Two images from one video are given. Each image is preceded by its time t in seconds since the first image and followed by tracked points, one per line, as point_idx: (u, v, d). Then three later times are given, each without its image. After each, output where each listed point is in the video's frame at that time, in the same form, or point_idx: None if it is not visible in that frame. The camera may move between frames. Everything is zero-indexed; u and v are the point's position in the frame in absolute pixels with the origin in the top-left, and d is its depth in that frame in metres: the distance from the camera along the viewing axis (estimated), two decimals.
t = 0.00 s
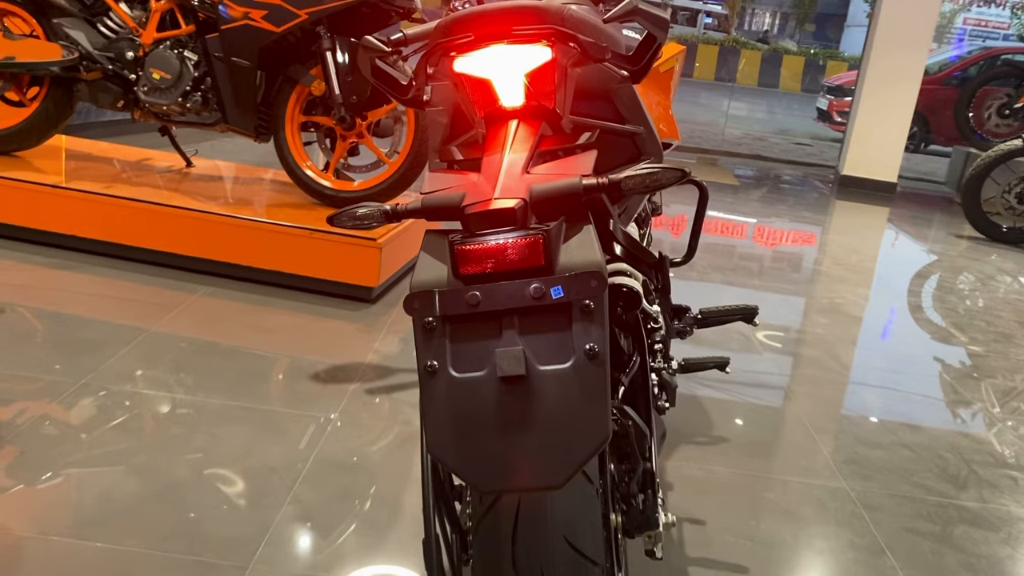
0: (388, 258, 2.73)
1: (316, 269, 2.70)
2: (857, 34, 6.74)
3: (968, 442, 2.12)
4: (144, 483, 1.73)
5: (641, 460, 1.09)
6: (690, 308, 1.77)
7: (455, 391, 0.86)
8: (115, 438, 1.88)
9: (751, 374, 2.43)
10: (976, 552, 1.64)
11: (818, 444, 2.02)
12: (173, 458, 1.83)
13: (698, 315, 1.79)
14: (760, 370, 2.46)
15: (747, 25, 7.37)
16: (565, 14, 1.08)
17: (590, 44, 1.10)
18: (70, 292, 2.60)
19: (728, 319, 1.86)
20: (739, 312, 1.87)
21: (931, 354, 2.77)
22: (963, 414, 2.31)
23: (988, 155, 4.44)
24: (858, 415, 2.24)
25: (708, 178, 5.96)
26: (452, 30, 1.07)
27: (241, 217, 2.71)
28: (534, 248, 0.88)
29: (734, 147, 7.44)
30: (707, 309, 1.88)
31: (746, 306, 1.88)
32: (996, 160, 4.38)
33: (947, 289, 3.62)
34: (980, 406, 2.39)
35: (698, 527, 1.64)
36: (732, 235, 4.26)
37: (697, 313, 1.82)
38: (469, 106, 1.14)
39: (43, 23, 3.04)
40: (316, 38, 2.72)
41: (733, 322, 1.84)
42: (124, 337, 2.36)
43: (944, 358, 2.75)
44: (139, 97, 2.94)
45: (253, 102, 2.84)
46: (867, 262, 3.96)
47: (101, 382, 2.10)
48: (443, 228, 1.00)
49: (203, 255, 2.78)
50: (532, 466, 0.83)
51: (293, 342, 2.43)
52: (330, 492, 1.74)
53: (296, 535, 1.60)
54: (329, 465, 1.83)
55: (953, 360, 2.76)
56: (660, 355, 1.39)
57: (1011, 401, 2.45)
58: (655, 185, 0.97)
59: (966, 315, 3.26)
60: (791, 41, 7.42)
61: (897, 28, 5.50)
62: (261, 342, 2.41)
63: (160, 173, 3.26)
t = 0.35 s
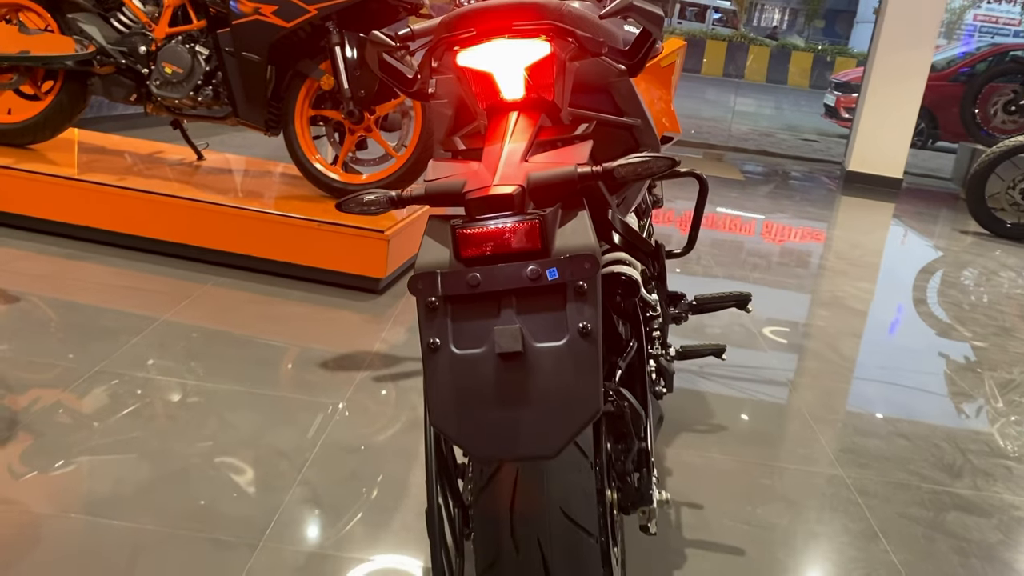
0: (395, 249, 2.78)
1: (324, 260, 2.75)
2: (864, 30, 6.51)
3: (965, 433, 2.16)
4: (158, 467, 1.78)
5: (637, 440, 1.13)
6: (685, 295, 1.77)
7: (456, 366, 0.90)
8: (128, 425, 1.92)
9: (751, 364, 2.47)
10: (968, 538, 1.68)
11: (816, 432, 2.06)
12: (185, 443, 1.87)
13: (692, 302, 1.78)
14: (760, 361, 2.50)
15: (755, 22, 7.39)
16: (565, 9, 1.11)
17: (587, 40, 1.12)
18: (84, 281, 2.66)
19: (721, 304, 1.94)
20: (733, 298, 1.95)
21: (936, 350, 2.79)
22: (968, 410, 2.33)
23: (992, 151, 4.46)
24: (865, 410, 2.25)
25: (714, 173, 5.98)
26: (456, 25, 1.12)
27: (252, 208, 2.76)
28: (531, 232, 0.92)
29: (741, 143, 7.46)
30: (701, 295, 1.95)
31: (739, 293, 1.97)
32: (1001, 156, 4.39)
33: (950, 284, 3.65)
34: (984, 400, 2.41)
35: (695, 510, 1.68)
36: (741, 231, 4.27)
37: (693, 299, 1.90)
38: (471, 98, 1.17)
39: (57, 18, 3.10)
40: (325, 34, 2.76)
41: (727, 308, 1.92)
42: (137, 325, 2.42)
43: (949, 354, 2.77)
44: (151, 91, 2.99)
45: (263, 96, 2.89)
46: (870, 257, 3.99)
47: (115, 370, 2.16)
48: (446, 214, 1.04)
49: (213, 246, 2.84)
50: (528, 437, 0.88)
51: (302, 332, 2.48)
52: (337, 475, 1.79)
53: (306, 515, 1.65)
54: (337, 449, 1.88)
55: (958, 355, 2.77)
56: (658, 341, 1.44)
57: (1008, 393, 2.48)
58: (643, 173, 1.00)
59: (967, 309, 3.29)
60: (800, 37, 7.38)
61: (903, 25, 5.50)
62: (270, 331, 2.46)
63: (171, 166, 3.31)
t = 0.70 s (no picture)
0: (398, 243, 2.81)
1: (328, 254, 2.78)
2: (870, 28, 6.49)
3: (961, 427, 2.18)
4: (163, 457, 1.81)
5: (628, 425, 1.16)
6: (677, 286, 1.79)
7: (449, 351, 0.93)
8: (135, 415, 1.96)
9: (750, 358, 2.49)
10: (961, 529, 1.70)
11: (813, 425, 2.09)
12: (191, 434, 1.91)
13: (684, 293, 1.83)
14: (760, 355, 2.53)
15: (763, 20, 7.37)
16: (557, 7, 1.14)
17: (580, 36, 1.17)
18: (93, 275, 2.70)
19: (713, 296, 1.97)
20: (724, 289, 1.99)
21: (940, 347, 2.80)
22: (971, 407, 2.34)
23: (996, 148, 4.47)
24: (869, 408, 2.26)
25: (719, 170, 5.99)
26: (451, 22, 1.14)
27: (257, 203, 2.79)
28: (521, 221, 0.95)
29: (746, 141, 7.47)
30: (694, 286, 1.99)
31: (730, 284, 2.01)
32: (1004, 153, 4.41)
33: (952, 281, 3.66)
34: (986, 396, 2.42)
35: (690, 500, 1.71)
36: (747, 230, 4.27)
37: (685, 290, 1.93)
38: (467, 93, 1.21)
39: (67, 15, 3.13)
40: (330, 31, 2.79)
41: (718, 298, 1.95)
42: (144, 318, 2.46)
43: (953, 351, 2.78)
44: (158, 87, 3.03)
45: (269, 92, 2.93)
46: (873, 254, 4.00)
47: (123, 362, 2.19)
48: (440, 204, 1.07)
49: (219, 240, 2.87)
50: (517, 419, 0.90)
51: (306, 324, 2.51)
52: (339, 464, 1.82)
53: (309, 502, 1.68)
54: (339, 439, 1.92)
55: (961, 353, 2.78)
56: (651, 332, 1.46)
57: (1006, 388, 2.50)
58: (631, 164, 1.03)
59: (969, 306, 3.30)
60: (807, 35, 7.40)
61: (908, 22, 5.50)
62: (275, 324, 2.50)
63: (178, 162, 3.35)
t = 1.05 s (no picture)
0: (403, 241, 2.82)
1: (333, 251, 2.79)
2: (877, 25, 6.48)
3: (965, 426, 2.17)
4: (168, 452, 1.82)
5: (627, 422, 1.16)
6: (677, 284, 1.79)
7: (447, 347, 0.94)
8: (141, 412, 1.97)
9: (754, 356, 2.49)
10: (964, 529, 1.69)
11: (816, 423, 2.08)
12: (196, 430, 1.92)
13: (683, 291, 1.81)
14: (763, 353, 2.53)
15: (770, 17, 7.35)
16: (556, 6, 1.14)
17: (577, 33, 1.18)
18: (99, 272, 2.72)
19: (713, 294, 1.97)
20: (724, 287, 1.99)
21: (947, 346, 2.79)
22: (978, 406, 2.33)
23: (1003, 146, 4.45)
24: (875, 406, 2.25)
25: (725, 168, 5.98)
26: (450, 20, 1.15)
27: (262, 201, 2.80)
28: (519, 220, 0.96)
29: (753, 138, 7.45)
30: (693, 285, 1.98)
31: (730, 283, 2.01)
32: (1010, 152, 4.39)
33: (959, 280, 3.64)
34: (992, 396, 2.41)
35: (692, 498, 1.71)
36: (753, 227, 4.27)
37: (685, 288, 1.93)
38: (467, 91, 1.21)
39: (74, 13, 3.15)
40: (335, 28, 2.80)
41: (717, 296, 1.95)
42: (150, 314, 2.47)
43: (960, 351, 2.77)
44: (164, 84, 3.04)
45: (274, 90, 2.94)
46: (879, 252, 3.99)
47: (128, 358, 2.21)
48: (439, 202, 1.07)
49: (225, 237, 2.89)
50: (514, 415, 0.91)
51: (310, 321, 2.52)
52: (343, 460, 1.83)
53: (313, 498, 1.69)
54: (343, 435, 1.93)
55: (968, 352, 2.77)
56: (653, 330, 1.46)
57: (1011, 387, 2.49)
58: (629, 163, 1.03)
59: (975, 305, 3.28)
60: (815, 32, 7.40)
61: (915, 19, 5.47)
62: (280, 320, 2.51)
63: (185, 159, 3.37)
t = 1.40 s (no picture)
0: (408, 243, 2.80)
1: (338, 254, 2.77)
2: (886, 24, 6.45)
3: (978, 432, 2.14)
4: (171, 457, 1.81)
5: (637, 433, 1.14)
6: (688, 292, 1.77)
7: (452, 360, 0.92)
8: (145, 416, 1.95)
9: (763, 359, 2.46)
10: (977, 538, 1.66)
11: (826, 429, 2.05)
12: (200, 433, 1.90)
13: (694, 300, 1.78)
14: (773, 355, 2.49)
15: (777, 16, 7.28)
16: (564, 8, 1.11)
17: (587, 37, 1.13)
18: (104, 274, 2.70)
19: (725, 301, 1.95)
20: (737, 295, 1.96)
21: (955, 348, 2.76)
22: (987, 408, 2.31)
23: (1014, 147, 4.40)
24: (880, 407, 2.24)
25: (732, 168, 5.95)
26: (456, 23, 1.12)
27: (267, 203, 2.78)
28: (527, 229, 0.93)
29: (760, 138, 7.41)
30: (705, 292, 1.96)
31: (742, 290, 1.98)
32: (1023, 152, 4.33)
33: (969, 282, 3.60)
34: (1003, 399, 2.38)
35: (702, 506, 1.68)
36: (760, 227, 4.24)
37: (696, 295, 1.90)
38: (473, 95, 1.19)
39: (78, 15, 3.13)
40: (341, 29, 2.79)
41: (729, 304, 1.93)
42: (155, 317, 2.46)
43: (968, 353, 2.74)
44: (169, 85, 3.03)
45: (279, 91, 2.92)
46: (888, 254, 3.96)
47: (133, 362, 2.19)
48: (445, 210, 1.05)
49: (230, 239, 2.87)
50: (520, 430, 0.89)
51: (315, 324, 2.50)
52: (348, 466, 1.81)
53: (318, 504, 1.68)
54: (347, 441, 1.91)
55: (977, 354, 2.74)
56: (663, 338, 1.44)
57: None
58: (639, 170, 1.00)
59: (986, 308, 3.24)
60: (823, 32, 7.35)
61: (925, 18, 5.42)
62: (285, 324, 2.49)
63: (190, 161, 3.35)
